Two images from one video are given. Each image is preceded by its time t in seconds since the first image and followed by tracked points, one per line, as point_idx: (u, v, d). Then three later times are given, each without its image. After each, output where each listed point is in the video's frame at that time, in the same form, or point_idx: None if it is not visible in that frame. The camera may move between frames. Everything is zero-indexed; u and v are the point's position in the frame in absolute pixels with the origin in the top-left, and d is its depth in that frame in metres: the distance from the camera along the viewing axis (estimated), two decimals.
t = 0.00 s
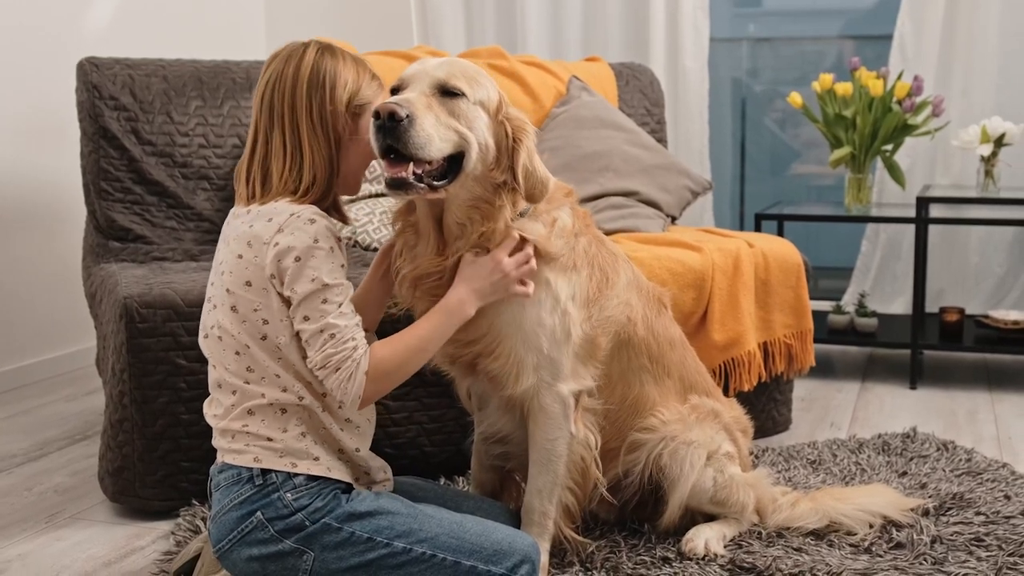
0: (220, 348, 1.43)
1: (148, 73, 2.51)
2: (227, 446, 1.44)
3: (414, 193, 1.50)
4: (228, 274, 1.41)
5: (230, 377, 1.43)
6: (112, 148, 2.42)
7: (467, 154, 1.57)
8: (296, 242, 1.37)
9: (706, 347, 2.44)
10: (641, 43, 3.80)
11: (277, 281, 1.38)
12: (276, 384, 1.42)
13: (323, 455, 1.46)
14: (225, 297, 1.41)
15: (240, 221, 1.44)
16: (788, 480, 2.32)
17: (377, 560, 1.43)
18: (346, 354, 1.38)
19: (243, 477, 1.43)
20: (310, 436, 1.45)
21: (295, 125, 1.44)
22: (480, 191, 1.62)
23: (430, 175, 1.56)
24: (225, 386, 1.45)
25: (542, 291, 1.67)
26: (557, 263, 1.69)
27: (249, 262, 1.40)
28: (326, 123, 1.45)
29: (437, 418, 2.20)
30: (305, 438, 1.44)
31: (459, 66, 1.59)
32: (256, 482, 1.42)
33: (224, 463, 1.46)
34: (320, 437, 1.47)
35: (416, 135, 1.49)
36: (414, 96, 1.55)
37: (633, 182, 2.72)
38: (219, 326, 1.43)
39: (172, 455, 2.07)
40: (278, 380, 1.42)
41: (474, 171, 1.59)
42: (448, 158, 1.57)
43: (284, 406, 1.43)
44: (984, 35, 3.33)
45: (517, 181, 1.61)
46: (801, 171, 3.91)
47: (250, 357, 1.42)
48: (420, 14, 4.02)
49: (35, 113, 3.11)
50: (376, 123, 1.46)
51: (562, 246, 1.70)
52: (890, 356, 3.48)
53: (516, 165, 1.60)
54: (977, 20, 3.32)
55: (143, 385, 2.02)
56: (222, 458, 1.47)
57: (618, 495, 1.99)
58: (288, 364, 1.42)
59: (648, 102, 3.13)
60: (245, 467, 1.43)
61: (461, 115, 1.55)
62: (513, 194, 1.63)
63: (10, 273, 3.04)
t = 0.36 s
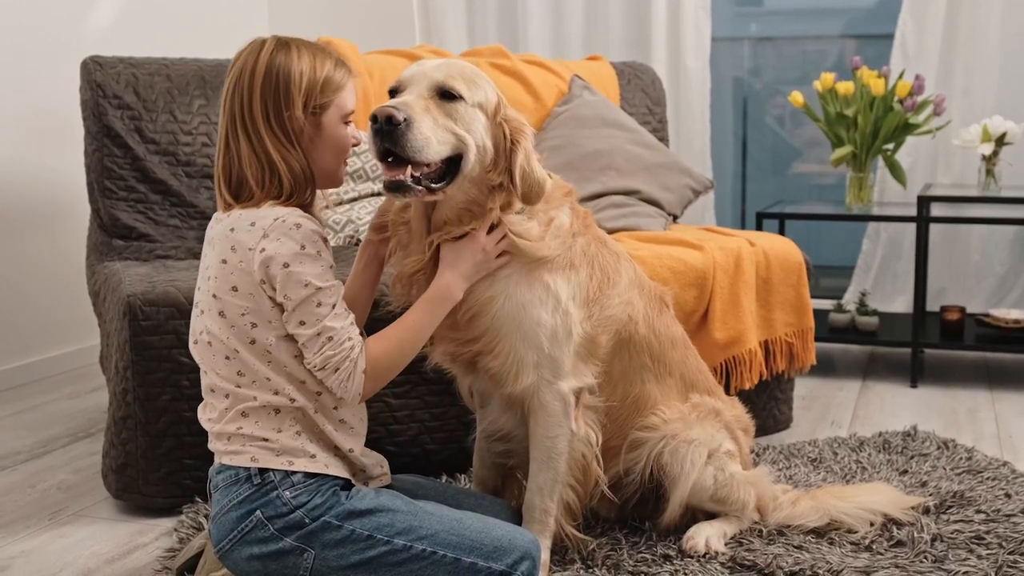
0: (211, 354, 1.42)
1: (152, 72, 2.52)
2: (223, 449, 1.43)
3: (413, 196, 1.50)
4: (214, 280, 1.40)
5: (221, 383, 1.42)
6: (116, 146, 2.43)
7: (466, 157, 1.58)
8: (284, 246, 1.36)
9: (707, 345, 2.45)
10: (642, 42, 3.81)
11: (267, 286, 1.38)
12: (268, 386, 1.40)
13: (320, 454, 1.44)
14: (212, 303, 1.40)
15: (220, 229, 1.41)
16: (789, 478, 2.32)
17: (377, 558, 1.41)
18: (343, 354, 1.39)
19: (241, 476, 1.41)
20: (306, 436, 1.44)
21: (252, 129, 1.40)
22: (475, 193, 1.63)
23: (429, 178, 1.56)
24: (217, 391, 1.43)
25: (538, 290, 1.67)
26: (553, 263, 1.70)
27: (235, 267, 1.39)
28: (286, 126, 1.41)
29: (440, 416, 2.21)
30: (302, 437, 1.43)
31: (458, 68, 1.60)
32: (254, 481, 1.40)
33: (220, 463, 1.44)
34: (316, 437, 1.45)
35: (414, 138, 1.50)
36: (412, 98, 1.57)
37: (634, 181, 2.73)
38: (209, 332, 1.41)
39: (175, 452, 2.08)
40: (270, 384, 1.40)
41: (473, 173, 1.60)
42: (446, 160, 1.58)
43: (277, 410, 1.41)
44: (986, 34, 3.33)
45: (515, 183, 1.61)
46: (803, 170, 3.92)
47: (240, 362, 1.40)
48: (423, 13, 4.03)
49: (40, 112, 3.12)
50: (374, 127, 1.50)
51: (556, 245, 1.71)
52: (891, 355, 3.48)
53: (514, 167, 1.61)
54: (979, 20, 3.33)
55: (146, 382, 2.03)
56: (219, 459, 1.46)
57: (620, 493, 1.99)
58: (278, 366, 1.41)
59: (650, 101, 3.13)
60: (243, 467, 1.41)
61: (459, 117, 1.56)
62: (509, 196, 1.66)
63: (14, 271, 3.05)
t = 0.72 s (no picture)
0: (205, 359, 1.41)
1: (154, 73, 2.52)
2: (221, 452, 1.42)
3: (408, 203, 1.53)
4: (206, 285, 1.40)
5: (216, 387, 1.41)
6: (118, 146, 2.43)
7: (461, 162, 1.59)
8: (277, 252, 1.37)
9: (708, 345, 2.45)
10: (643, 42, 3.81)
11: (261, 292, 1.37)
12: (264, 390, 1.40)
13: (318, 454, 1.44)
14: (205, 307, 1.39)
15: (211, 233, 1.41)
16: (789, 478, 2.33)
17: (378, 559, 1.42)
18: (341, 359, 1.41)
19: (240, 478, 1.41)
20: (304, 438, 1.44)
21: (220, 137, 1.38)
22: (470, 198, 1.65)
23: (424, 184, 1.58)
24: (213, 394, 1.43)
25: (535, 290, 1.68)
26: (551, 264, 1.70)
27: (227, 272, 1.38)
28: (256, 131, 1.39)
29: (440, 415, 2.21)
30: (300, 439, 1.43)
31: (454, 73, 1.61)
32: (253, 483, 1.40)
33: (219, 465, 1.44)
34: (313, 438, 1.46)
35: (409, 145, 1.51)
36: (408, 105, 1.58)
37: (635, 181, 2.74)
38: (202, 336, 1.41)
39: (177, 451, 2.08)
40: (266, 387, 1.40)
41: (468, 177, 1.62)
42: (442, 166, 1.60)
43: (273, 413, 1.41)
44: (987, 35, 3.34)
45: (509, 188, 1.63)
46: (803, 170, 3.92)
47: (235, 366, 1.40)
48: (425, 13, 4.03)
49: (43, 111, 3.13)
50: (371, 134, 1.52)
51: (552, 245, 1.71)
52: (891, 354, 3.49)
53: (509, 171, 1.62)
54: (979, 20, 3.33)
55: (148, 381, 2.03)
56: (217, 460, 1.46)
57: (620, 492, 2.00)
58: (273, 370, 1.41)
59: (650, 101, 3.14)
60: (242, 469, 1.41)
61: (454, 123, 1.57)
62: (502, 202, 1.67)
63: (16, 270, 3.06)
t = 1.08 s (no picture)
0: (197, 364, 1.42)
1: (157, 73, 2.53)
2: (218, 457, 1.43)
3: (407, 206, 1.54)
4: (192, 293, 1.40)
5: (208, 393, 1.42)
6: (121, 145, 2.43)
7: (458, 163, 1.60)
8: (255, 259, 1.36)
9: (708, 344, 2.46)
10: (644, 42, 3.82)
11: (242, 297, 1.37)
12: (253, 396, 1.40)
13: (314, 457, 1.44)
14: (192, 315, 1.41)
15: (195, 239, 1.41)
16: (789, 477, 2.33)
17: (379, 560, 1.43)
18: (338, 358, 1.40)
19: (240, 481, 1.41)
20: (299, 441, 1.44)
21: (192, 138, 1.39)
22: (472, 199, 1.66)
23: (422, 187, 1.59)
24: (207, 399, 1.44)
25: (537, 291, 1.69)
26: (554, 265, 1.71)
27: (208, 279, 1.38)
28: (225, 128, 1.39)
29: (441, 414, 2.22)
30: (295, 442, 1.43)
31: (449, 75, 1.61)
32: (252, 486, 1.41)
33: (218, 468, 1.45)
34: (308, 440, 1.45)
35: (405, 148, 1.53)
36: (403, 107, 1.59)
37: (635, 180, 2.74)
38: (193, 342, 1.42)
39: (179, 450, 2.09)
40: (256, 393, 1.40)
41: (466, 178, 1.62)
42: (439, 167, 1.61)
43: (265, 418, 1.41)
44: (987, 35, 3.34)
45: (508, 187, 1.64)
46: (804, 170, 3.93)
47: (224, 371, 1.40)
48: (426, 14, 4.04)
49: (47, 111, 3.14)
50: (367, 137, 1.53)
51: (556, 247, 1.72)
52: (891, 354, 3.50)
53: (507, 172, 1.63)
54: (979, 20, 3.34)
55: (150, 380, 2.04)
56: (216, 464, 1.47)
57: (620, 491, 2.01)
58: (263, 375, 1.41)
59: (651, 101, 3.14)
60: (240, 473, 1.42)
61: (451, 125, 1.58)
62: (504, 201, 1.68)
63: (18, 269, 3.06)
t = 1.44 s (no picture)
0: (194, 372, 1.42)
1: (162, 73, 2.53)
2: (219, 464, 1.44)
3: (416, 209, 1.55)
4: (188, 299, 1.40)
5: (207, 400, 1.43)
6: (126, 146, 2.44)
7: (465, 165, 1.60)
8: (253, 262, 1.36)
9: (710, 345, 2.47)
10: (647, 43, 3.82)
11: (241, 299, 1.37)
12: (251, 404, 1.41)
13: (313, 462, 1.44)
14: (188, 323, 1.41)
15: (186, 246, 1.41)
16: (792, 477, 2.34)
17: (381, 565, 1.43)
18: (350, 349, 1.41)
19: (240, 488, 1.42)
20: (299, 445, 1.44)
21: (180, 133, 1.40)
22: (478, 199, 1.66)
23: (430, 190, 1.60)
24: (206, 407, 1.44)
25: (543, 292, 1.69)
26: (560, 267, 1.72)
27: (204, 284, 1.38)
28: (211, 121, 1.40)
29: (445, 414, 2.23)
30: (294, 447, 1.44)
31: (455, 76, 1.62)
32: (253, 493, 1.42)
33: (219, 473, 1.46)
34: (308, 444, 1.45)
35: (413, 152, 1.53)
36: (410, 110, 1.59)
37: (638, 181, 2.75)
38: (189, 350, 1.42)
39: (183, 449, 2.10)
40: (254, 400, 1.40)
41: (473, 179, 1.62)
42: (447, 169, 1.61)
43: (264, 424, 1.41)
44: (990, 36, 3.34)
45: (515, 188, 1.64)
46: (806, 170, 3.93)
47: (222, 377, 1.40)
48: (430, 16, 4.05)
49: (52, 112, 3.15)
50: (374, 142, 1.52)
51: (561, 248, 1.73)
52: (893, 355, 3.50)
53: (515, 174, 1.64)
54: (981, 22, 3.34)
55: (155, 379, 2.05)
56: (217, 469, 1.47)
57: (622, 491, 2.01)
58: (263, 378, 1.41)
59: (654, 102, 3.15)
60: (240, 479, 1.42)
61: (458, 126, 1.58)
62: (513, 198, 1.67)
63: (24, 269, 3.07)
